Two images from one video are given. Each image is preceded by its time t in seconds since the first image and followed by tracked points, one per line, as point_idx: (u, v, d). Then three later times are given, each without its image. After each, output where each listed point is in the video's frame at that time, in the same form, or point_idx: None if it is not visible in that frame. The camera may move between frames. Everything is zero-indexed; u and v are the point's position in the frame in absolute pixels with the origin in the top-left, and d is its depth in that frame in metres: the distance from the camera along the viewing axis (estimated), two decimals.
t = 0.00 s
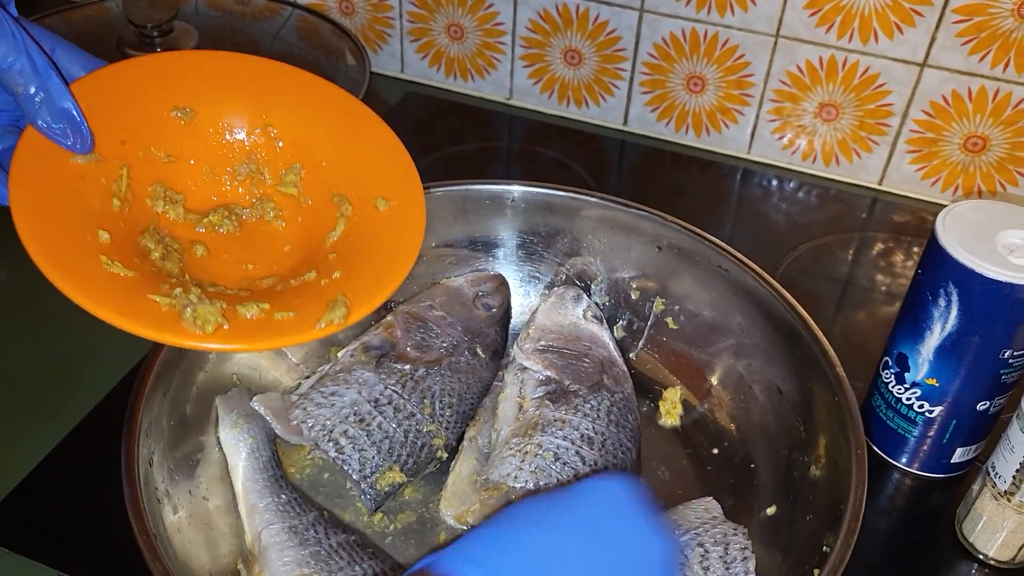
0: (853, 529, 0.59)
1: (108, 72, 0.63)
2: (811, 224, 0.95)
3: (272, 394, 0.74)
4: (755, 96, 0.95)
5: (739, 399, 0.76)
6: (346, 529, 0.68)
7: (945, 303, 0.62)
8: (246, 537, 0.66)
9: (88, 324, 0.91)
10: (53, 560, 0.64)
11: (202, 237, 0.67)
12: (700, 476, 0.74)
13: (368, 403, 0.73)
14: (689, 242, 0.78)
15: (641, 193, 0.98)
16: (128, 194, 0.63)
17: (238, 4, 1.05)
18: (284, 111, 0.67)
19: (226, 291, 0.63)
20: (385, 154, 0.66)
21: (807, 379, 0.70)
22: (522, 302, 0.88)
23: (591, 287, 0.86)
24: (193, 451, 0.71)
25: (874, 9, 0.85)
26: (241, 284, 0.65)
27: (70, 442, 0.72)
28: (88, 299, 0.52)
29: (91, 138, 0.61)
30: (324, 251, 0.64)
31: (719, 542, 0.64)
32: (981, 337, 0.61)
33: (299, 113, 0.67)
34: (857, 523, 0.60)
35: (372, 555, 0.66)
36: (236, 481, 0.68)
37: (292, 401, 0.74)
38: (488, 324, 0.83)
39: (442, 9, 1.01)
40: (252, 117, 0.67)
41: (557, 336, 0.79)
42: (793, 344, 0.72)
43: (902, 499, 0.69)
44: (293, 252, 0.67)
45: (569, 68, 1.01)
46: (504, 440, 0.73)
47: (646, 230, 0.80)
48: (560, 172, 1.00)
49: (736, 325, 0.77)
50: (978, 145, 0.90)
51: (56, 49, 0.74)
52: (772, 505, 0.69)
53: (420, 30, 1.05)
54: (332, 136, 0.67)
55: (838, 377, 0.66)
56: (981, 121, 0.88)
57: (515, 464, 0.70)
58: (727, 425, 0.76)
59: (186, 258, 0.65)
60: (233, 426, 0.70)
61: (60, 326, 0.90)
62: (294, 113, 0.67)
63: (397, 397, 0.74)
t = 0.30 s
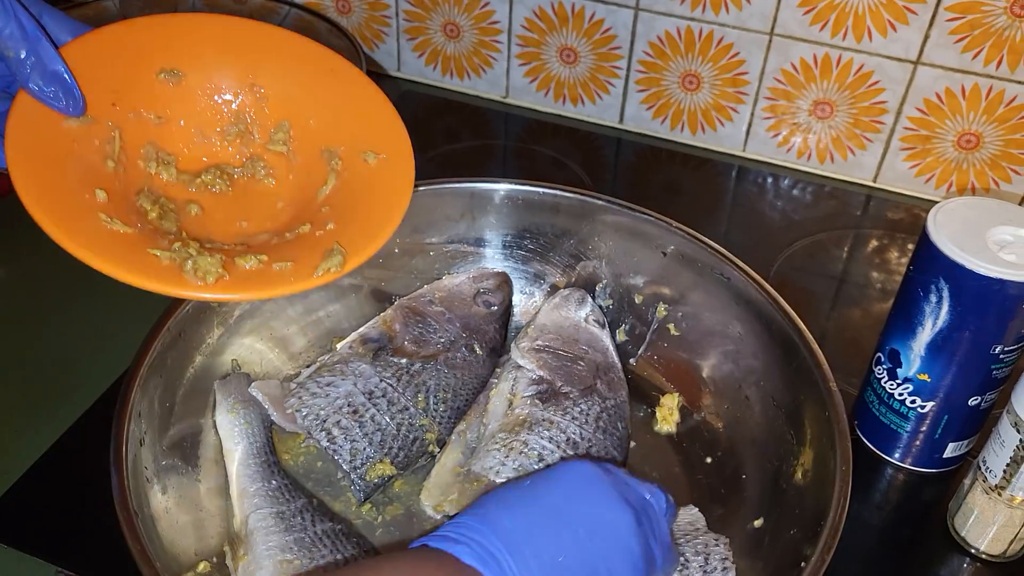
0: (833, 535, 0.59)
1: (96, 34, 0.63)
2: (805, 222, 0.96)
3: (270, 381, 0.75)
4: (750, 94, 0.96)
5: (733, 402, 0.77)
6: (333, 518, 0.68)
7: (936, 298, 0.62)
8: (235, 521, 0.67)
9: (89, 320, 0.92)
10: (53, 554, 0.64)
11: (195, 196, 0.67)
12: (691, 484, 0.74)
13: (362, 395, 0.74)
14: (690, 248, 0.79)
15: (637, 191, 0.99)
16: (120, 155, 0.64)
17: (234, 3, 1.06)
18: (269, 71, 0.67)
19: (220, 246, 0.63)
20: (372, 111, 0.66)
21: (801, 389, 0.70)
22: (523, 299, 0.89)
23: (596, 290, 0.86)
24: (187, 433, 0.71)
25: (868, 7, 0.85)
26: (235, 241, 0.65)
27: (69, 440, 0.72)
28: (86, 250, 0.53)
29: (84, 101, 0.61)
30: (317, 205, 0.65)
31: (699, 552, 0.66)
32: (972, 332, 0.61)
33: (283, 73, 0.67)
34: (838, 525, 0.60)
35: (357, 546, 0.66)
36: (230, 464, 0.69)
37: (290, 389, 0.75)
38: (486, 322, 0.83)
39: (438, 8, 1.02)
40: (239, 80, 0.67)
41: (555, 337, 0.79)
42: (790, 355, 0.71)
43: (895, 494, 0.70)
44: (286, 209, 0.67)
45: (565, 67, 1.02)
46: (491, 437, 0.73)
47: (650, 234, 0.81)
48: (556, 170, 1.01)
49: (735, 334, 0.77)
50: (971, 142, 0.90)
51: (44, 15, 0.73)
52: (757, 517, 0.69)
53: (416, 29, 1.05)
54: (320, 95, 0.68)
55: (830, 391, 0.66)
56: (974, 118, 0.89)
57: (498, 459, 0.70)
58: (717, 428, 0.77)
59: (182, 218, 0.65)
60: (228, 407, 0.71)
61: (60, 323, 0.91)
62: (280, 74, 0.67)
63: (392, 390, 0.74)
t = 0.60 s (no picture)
0: (836, 513, 0.59)
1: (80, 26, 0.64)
2: (803, 218, 0.96)
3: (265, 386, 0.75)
4: (748, 91, 0.96)
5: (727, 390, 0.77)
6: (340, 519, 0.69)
7: (933, 294, 0.63)
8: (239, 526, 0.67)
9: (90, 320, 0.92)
10: (56, 549, 0.65)
11: (177, 185, 0.67)
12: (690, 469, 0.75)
13: (360, 395, 0.73)
14: (676, 235, 0.79)
15: (635, 188, 0.99)
16: (102, 144, 0.63)
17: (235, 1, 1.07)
18: (248, 61, 0.69)
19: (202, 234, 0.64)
20: (351, 97, 0.67)
21: (794, 368, 0.70)
22: (512, 295, 0.89)
23: (581, 282, 0.87)
24: (187, 444, 0.71)
25: (866, 5, 0.85)
26: (217, 229, 0.65)
27: (71, 435, 0.73)
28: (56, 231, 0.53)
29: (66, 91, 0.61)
30: (299, 192, 0.65)
31: (705, 530, 0.65)
32: (969, 327, 0.62)
33: (265, 63, 0.69)
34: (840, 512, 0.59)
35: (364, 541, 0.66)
36: (230, 473, 0.68)
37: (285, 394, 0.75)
38: (477, 318, 0.83)
39: (437, 6, 1.02)
40: (223, 69, 0.68)
41: (547, 328, 0.81)
42: (780, 336, 0.72)
43: (893, 488, 0.70)
44: (268, 197, 0.68)
45: (564, 64, 1.02)
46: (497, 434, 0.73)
47: (635, 223, 0.81)
48: (556, 167, 1.01)
49: (728, 322, 0.77)
50: (969, 139, 0.91)
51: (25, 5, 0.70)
52: (756, 494, 0.70)
53: (415, 27, 1.06)
54: (300, 83, 0.68)
55: (821, 363, 0.67)
56: (972, 115, 0.89)
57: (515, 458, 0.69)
58: (713, 416, 0.77)
59: (164, 207, 0.65)
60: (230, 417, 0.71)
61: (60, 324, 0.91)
62: (260, 61, 0.69)
63: (389, 389, 0.74)
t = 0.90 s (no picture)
0: (822, 503, 0.59)
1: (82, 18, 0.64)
2: (801, 216, 0.97)
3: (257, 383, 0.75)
4: (746, 90, 0.96)
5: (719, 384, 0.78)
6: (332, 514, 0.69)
7: (929, 291, 0.63)
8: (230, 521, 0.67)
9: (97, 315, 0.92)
10: (58, 543, 0.65)
11: (176, 181, 0.68)
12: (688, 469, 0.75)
13: (349, 390, 0.73)
14: (664, 231, 0.79)
15: (633, 186, 0.99)
16: (100, 138, 0.64)
17: None
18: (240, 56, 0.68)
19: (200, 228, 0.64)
20: (345, 92, 0.67)
21: (782, 367, 0.71)
22: (501, 290, 0.90)
23: (570, 279, 0.87)
24: (178, 441, 0.71)
25: (863, 4, 0.86)
26: (213, 225, 0.65)
27: (70, 433, 0.73)
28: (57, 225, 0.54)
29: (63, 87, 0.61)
30: (295, 188, 0.66)
31: (693, 523, 0.66)
32: (964, 324, 0.62)
33: (257, 58, 0.69)
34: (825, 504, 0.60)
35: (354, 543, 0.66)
36: (223, 469, 0.68)
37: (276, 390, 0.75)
38: (466, 312, 0.83)
39: (437, 5, 1.02)
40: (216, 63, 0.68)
41: (536, 324, 0.80)
42: (767, 330, 0.72)
43: (890, 485, 0.71)
44: (264, 193, 0.68)
45: (562, 63, 1.02)
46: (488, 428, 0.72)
47: (626, 220, 0.81)
48: (554, 166, 1.01)
49: (720, 321, 0.78)
50: (966, 137, 0.91)
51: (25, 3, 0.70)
52: (744, 485, 0.70)
53: (415, 25, 1.06)
54: (295, 78, 0.69)
55: (807, 359, 0.67)
56: (969, 114, 0.89)
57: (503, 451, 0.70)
58: (703, 410, 0.78)
59: (164, 202, 0.65)
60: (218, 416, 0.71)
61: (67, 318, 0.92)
62: (254, 56, 0.69)
63: (378, 384, 0.74)
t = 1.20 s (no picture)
0: (828, 464, 0.58)
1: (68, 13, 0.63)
2: (800, 215, 0.97)
3: (247, 395, 0.74)
4: (745, 89, 0.97)
5: (712, 366, 0.77)
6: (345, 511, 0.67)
7: (928, 289, 0.63)
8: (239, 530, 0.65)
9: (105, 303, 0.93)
10: (57, 539, 0.65)
11: (175, 166, 0.68)
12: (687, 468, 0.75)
13: (345, 395, 0.72)
14: (640, 215, 0.78)
15: (632, 185, 0.99)
16: (100, 126, 0.64)
17: None
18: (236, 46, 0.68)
19: (200, 215, 0.64)
20: (342, 79, 0.67)
21: (773, 338, 0.70)
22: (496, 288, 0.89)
23: (548, 267, 0.87)
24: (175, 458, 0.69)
25: (863, 3, 0.86)
26: (215, 211, 0.66)
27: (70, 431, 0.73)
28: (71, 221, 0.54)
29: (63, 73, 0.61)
30: (293, 175, 0.66)
31: (698, 486, 0.65)
32: (963, 322, 0.62)
33: (247, 46, 0.68)
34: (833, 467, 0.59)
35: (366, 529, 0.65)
36: (222, 483, 0.66)
37: (267, 401, 0.74)
38: (452, 310, 0.83)
39: (436, 3, 1.02)
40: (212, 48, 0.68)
41: (523, 316, 0.79)
42: (750, 307, 0.72)
43: (888, 482, 0.71)
44: (263, 180, 0.68)
45: (561, 62, 1.02)
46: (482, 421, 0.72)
47: (601, 205, 0.80)
48: (553, 164, 1.01)
49: (701, 301, 0.77)
50: (965, 136, 0.91)
51: None
52: (743, 457, 0.71)
53: (414, 24, 1.06)
54: (290, 64, 0.68)
55: (795, 331, 0.66)
56: (968, 112, 0.89)
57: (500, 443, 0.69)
58: (702, 402, 0.77)
59: (163, 187, 0.66)
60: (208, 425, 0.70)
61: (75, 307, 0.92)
62: (253, 44, 0.68)
63: (374, 386, 0.73)
